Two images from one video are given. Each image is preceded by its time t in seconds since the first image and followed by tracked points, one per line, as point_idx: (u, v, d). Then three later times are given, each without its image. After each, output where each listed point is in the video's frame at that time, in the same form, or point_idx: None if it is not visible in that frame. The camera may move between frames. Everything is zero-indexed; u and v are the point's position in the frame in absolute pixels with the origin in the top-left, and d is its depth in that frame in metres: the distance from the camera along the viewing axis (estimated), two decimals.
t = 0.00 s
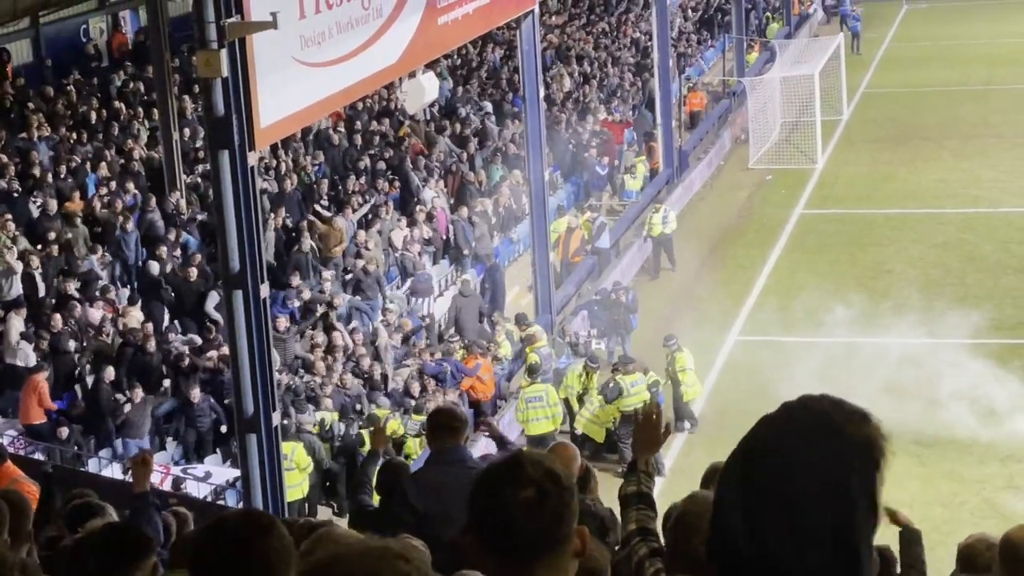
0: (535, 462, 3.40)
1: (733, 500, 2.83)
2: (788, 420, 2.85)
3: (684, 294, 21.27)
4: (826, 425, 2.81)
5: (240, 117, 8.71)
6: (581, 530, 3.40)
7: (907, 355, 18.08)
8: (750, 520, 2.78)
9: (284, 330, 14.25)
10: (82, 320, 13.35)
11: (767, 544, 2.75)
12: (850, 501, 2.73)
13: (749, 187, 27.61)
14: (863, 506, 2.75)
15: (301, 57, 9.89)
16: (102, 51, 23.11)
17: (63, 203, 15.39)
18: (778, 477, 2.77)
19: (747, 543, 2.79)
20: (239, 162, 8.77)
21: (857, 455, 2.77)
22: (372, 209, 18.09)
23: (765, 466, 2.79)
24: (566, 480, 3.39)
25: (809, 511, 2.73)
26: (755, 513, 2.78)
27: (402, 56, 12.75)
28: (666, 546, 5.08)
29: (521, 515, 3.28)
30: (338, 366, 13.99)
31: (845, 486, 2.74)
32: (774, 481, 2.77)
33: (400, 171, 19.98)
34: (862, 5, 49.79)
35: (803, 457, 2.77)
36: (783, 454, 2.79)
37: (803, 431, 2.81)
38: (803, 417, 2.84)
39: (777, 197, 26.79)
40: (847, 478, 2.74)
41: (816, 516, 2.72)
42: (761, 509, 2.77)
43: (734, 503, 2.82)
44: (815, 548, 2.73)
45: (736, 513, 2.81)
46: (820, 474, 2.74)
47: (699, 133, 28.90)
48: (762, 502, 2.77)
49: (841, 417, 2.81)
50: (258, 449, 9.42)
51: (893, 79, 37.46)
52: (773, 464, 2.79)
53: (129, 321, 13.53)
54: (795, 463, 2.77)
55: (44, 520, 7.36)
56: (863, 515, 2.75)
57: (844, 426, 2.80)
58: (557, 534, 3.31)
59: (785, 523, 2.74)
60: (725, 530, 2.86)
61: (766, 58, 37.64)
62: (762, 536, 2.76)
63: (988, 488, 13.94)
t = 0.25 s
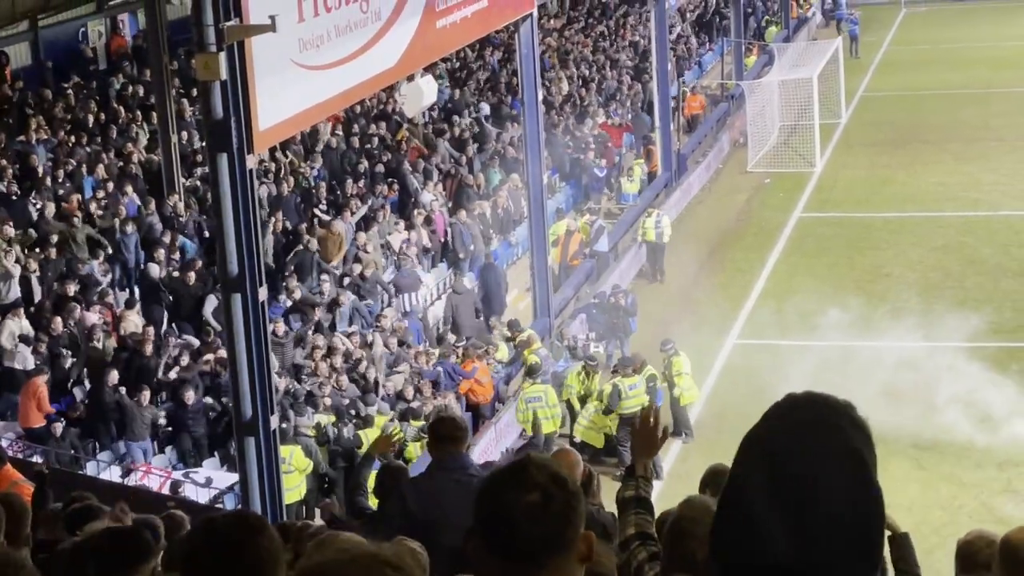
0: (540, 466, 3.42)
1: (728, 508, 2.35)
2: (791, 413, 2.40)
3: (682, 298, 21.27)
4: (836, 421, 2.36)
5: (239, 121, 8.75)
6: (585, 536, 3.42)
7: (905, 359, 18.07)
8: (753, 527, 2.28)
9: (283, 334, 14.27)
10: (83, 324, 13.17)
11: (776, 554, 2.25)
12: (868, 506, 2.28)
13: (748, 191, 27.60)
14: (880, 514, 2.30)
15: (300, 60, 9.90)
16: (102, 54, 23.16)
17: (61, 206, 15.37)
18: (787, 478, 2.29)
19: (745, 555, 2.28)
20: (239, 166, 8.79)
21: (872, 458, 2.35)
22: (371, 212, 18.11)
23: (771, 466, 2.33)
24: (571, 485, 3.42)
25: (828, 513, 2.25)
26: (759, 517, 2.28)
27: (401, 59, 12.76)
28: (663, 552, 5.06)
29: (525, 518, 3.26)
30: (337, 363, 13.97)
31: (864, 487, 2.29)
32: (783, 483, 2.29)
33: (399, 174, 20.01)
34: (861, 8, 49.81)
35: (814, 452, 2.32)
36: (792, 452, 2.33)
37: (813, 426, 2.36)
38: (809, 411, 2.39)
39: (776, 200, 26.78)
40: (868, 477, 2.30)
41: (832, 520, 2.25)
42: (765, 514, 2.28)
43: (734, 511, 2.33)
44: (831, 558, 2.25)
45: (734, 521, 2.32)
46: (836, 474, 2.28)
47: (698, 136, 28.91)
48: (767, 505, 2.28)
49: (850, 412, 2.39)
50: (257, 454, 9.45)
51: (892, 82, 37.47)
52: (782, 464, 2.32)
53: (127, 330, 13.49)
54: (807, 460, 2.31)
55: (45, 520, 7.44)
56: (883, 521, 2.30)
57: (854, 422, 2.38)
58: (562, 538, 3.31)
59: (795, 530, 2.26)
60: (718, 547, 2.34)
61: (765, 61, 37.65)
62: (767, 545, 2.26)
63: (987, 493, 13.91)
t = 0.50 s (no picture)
0: (548, 464, 3.41)
1: (729, 507, 2.49)
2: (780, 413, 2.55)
3: (681, 302, 21.28)
4: (825, 420, 2.54)
5: (239, 125, 8.74)
6: (591, 537, 3.41)
7: (904, 363, 18.08)
8: (759, 526, 2.44)
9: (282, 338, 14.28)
10: (83, 329, 13.23)
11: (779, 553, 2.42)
12: (862, 505, 2.48)
13: (748, 194, 27.61)
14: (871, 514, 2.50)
15: (300, 64, 9.90)
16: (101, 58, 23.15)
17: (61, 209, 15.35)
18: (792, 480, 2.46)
19: (751, 556, 2.45)
20: (239, 170, 8.80)
21: (858, 457, 2.55)
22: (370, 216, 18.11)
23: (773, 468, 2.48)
24: (578, 484, 3.42)
25: (829, 514, 2.43)
26: (766, 518, 2.44)
27: (401, 62, 12.78)
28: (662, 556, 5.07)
29: (529, 517, 3.26)
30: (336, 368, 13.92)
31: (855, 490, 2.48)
32: (787, 484, 2.46)
33: (398, 177, 20.01)
34: (860, 12, 49.81)
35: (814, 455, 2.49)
36: (788, 453, 2.49)
37: (805, 429, 2.53)
38: (796, 408, 2.56)
39: (775, 204, 26.80)
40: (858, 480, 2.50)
41: (833, 520, 2.44)
42: (773, 513, 2.44)
43: (736, 509, 2.48)
44: (832, 558, 2.43)
45: (735, 518, 2.48)
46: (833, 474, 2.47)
47: (697, 140, 28.93)
48: (774, 508, 2.44)
49: (836, 410, 2.57)
50: (256, 458, 9.46)
51: (891, 86, 37.49)
52: (782, 464, 2.48)
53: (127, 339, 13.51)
54: (806, 463, 2.48)
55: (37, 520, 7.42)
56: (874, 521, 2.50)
57: (838, 420, 2.56)
58: (566, 540, 3.31)
59: (800, 531, 2.43)
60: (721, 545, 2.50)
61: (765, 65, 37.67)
62: (777, 546, 2.42)
63: (986, 496, 13.92)
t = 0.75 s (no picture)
0: (545, 471, 3.43)
1: (721, 503, 2.68)
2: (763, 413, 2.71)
3: (681, 306, 21.30)
4: (810, 416, 2.71)
5: (238, 129, 8.76)
6: (588, 543, 3.41)
7: (904, 367, 18.10)
8: (754, 521, 2.62)
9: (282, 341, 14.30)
10: (83, 333, 13.21)
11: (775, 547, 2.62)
12: (846, 496, 2.66)
13: (747, 199, 27.64)
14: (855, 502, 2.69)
15: (300, 68, 9.92)
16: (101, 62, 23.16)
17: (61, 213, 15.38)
18: (782, 478, 2.63)
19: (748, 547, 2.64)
20: (239, 175, 8.79)
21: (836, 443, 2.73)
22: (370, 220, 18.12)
23: (764, 466, 2.65)
24: (576, 490, 3.43)
25: (818, 503, 2.62)
26: (761, 516, 2.62)
27: (401, 66, 12.81)
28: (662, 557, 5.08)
29: (529, 519, 3.27)
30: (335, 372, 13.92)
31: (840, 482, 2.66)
32: (779, 483, 2.63)
33: (398, 182, 20.01)
34: (860, 17, 49.79)
35: (802, 452, 2.66)
36: (773, 449, 2.66)
37: (791, 427, 2.69)
38: (778, 404, 2.73)
39: (775, 209, 26.83)
40: (841, 472, 2.67)
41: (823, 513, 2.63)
42: (766, 510, 2.62)
43: (734, 507, 2.65)
44: (823, 549, 2.63)
45: (731, 515, 2.66)
46: (820, 471, 2.65)
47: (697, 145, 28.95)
48: (767, 506, 2.62)
49: (815, 402, 2.74)
50: (255, 462, 9.48)
51: (891, 91, 37.50)
52: (768, 460, 2.65)
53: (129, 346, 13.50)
54: (796, 460, 2.65)
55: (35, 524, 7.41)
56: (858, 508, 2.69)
57: (818, 412, 2.73)
58: (567, 544, 3.31)
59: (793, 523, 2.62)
60: (713, 542, 2.68)
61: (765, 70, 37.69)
62: (774, 543, 2.62)
63: (985, 500, 13.93)
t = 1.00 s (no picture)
0: (557, 474, 3.42)
1: (700, 497, 2.68)
2: (736, 407, 2.73)
3: (680, 312, 21.31)
4: (782, 411, 2.73)
5: (238, 135, 8.76)
6: (598, 547, 3.39)
7: (903, 372, 18.12)
8: (733, 515, 2.64)
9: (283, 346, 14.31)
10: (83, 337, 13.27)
11: (755, 539, 2.63)
12: (821, 487, 2.68)
13: (747, 205, 27.66)
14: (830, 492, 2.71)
15: (300, 73, 9.93)
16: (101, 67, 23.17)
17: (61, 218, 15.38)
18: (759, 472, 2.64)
19: (727, 539, 2.66)
20: (239, 181, 8.80)
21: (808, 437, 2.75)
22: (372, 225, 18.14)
23: (740, 460, 2.66)
24: (588, 493, 3.41)
25: (795, 496, 2.64)
26: (740, 508, 2.64)
27: (401, 71, 12.82)
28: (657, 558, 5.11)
29: (529, 525, 3.27)
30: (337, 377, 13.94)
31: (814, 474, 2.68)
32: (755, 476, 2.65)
33: (398, 187, 20.00)
34: (860, 22, 49.81)
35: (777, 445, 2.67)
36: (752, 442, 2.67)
37: (763, 421, 2.70)
38: (751, 399, 2.74)
39: (774, 214, 26.84)
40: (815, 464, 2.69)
41: (801, 506, 2.64)
42: (744, 503, 2.64)
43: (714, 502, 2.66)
44: (801, 540, 2.65)
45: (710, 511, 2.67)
46: (794, 464, 2.66)
47: (696, 151, 28.96)
48: (744, 500, 2.64)
49: (787, 398, 2.76)
50: (254, 467, 9.48)
51: (891, 97, 37.50)
52: (748, 454, 2.66)
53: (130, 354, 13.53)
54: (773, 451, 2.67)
55: (34, 523, 7.42)
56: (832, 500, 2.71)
57: (789, 407, 2.75)
58: (575, 548, 3.29)
59: (771, 516, 2.63)
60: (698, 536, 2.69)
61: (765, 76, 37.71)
62: (753, 536, 2.63)
63: (984, 506, 13.93)
